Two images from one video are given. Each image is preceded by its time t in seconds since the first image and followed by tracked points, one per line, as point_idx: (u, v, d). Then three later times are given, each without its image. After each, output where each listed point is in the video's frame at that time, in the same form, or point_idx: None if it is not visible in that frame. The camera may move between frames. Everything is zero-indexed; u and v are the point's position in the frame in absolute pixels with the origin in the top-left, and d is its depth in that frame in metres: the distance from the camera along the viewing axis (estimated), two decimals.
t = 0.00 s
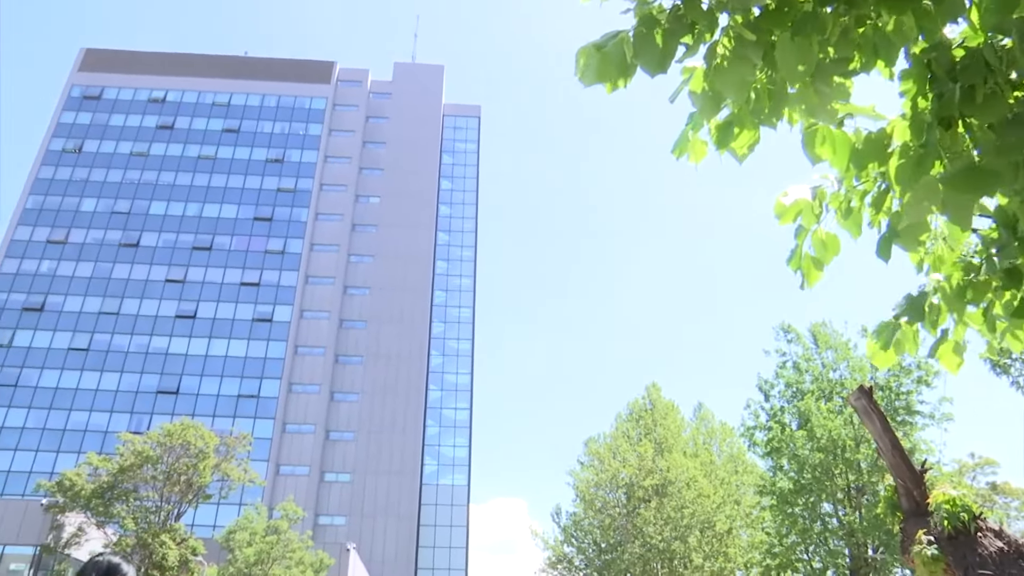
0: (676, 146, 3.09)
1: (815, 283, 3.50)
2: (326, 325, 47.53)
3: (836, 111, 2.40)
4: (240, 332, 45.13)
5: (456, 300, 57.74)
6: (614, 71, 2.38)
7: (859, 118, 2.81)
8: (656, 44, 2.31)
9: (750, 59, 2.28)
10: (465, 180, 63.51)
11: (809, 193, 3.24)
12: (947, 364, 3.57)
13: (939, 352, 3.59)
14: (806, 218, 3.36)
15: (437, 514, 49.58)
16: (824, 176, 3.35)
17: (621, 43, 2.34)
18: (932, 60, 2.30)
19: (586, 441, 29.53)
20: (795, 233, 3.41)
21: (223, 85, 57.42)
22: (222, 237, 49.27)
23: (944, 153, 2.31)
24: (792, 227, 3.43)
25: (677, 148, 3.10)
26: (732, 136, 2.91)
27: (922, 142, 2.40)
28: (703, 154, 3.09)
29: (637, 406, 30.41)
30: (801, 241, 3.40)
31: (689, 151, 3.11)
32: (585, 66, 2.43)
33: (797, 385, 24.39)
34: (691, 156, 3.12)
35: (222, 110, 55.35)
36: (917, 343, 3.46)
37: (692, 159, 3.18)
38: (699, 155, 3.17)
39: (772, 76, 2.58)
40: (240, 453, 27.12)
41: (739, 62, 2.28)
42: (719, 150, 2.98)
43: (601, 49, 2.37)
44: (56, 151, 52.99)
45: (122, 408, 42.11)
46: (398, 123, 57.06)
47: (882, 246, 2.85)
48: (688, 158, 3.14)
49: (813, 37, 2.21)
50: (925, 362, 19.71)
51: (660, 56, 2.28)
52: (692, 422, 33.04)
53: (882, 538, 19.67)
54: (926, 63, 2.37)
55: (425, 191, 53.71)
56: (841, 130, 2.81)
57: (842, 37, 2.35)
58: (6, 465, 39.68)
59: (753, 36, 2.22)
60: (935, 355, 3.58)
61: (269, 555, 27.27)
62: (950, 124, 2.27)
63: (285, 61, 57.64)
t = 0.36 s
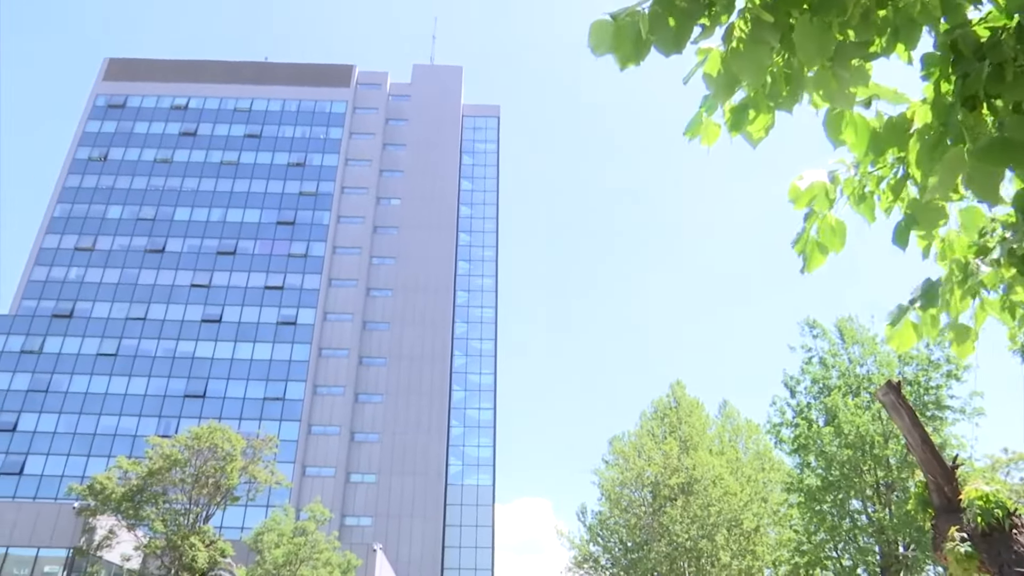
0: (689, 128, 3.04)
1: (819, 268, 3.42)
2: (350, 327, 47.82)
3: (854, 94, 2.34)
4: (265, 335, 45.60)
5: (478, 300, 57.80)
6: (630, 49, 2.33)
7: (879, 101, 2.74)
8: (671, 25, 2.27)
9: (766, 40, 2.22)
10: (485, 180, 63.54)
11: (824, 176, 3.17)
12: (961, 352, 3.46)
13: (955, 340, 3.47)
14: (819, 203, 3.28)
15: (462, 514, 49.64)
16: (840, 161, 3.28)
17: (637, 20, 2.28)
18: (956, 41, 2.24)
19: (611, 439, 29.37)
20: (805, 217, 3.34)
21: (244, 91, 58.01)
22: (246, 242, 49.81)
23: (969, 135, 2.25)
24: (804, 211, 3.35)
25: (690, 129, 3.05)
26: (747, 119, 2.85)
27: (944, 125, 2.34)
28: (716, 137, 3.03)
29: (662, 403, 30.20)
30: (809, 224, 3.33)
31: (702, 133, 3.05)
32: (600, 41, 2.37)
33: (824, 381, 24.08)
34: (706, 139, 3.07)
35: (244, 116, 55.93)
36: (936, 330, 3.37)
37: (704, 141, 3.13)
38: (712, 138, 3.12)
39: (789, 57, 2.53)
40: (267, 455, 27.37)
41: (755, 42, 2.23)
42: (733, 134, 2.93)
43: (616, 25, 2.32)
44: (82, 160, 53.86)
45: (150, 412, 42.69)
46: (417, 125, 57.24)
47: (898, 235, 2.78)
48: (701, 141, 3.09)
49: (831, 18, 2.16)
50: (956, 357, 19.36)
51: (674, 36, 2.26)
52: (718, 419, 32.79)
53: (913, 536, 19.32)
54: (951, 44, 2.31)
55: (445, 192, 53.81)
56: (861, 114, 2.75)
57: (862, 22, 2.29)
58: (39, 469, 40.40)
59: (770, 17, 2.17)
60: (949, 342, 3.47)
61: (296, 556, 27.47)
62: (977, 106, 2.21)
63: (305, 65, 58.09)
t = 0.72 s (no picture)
0: (708, 128, 3.04)
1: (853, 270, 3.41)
2: (368, 329, 48.04)
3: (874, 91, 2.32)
4: (284, 338, 45.95)
5: (496, 300, 57.83)
6: (646, 51, 2.32)
7: (899, 98, 2.72)
8: (689, 23, 2.24)
9: (784, 39, 2.20)
10: (501, 180, 63.55)
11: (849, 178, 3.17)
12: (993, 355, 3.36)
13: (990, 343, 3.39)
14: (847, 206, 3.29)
15: (483, 514, 49.68)
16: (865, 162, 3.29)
17: (652, 22, 2.27)
18: (972, 35, 2.23)
19: (630, 438, 29.27)
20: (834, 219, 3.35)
21: (261, 95, 58.47)
22: (264, 245, 50.22)
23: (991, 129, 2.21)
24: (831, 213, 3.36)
25: (709, 130, 3.06)
26: (766, 120, 2.86)
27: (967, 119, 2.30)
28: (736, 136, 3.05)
29: (681, 402, 30.05)
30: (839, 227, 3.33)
31: (721, 133, 3.07)
32: (615, 47, 2.37)
33: (845, 377, 23.81)
34: (724, 138, 3.08)
35: (261, 120, 56.40)
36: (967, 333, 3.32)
37: (724, 141, 3.14)
38: (732, 136, 3.14)
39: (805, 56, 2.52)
40: (288, 456, 27.58)
41: (774, 42, 2.22)
42: (752, 133, 2.94)
43: (631, 30, 2.31)
44: (102, 166, 54.55)
45: (172, 415, 43.16)
46: (433, 126, 57.33)
47: (923, 232, 2.74)
48: (720, 140, 3.11)
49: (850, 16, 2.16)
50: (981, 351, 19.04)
51: (693, 35, 2.22)
52: (738, 417, 32.60)
53: (939, 533, 19.02)
54: (968, 37, 2.29)
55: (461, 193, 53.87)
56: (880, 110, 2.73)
57: (880, 15, 2.26)
58: (64, 472, 40.96)
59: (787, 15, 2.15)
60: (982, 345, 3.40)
61: (318, 556, 27.65)
62: (996, 101, 2.18)
63: (321, 69, 58.44)
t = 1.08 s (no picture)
0: (733, 133, 3.14)
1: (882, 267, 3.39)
2: (390, 330, 48.23)
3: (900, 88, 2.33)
4: (307, 340, 46.34)
5: (516, 299, 57.83)
6: (668, 60, 2.36)
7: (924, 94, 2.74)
8: (709, 31, 2.33)
9: (806, 39, 2.21)
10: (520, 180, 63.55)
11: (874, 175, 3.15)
12: None
13: None
14: (871, 202, 3.28)
15: (507, 514, 49.66)
16: (890, 158, 3.26)
17: (674, 30, 2.31)
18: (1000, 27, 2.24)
19: (654, 437, 29.10)
20: (860, 217, 3.38)
21: (281, 100, 59.03)
22: (286, 248, 50.67)
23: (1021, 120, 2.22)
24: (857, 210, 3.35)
25: (735, 135, 3.14)
26: (791, 122, 2.90)
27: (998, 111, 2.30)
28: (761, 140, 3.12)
29: (704, 399, 29.83)
30: (865, 224, 3.36)
31: (747, 137, 3.15)
32: (637, 57, 2.41)
33: (871, 373, 23.49)
34: (750, 144, 3.16)
35: (281, 125, 56.96)
36: (1003, 325, 3.21)
37: (750, 145, 3.20)
38: (757, 141, 3.21)
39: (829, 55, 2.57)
40: (312, 458, 27.78)
41: (797, 42, 2.22)
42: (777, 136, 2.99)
43: (653, 38, 2.35)
44: (126, 173, 55.41)
45: (198, 418, 43.67)
46: (451, 127, 57.46)
47: (950, 228, 2.71)
48: (745, 145, 3.19)
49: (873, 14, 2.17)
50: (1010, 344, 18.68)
51: (715, 41, 2.33)
52: (762, 414, 32.30)
53: (971, 531, 18.65)
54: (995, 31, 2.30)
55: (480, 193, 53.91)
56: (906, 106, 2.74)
57: (902, 12, 2.29)
58: (93, 476, 41.61)
59: (809, 16, 2.17)
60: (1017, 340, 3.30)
61: (344, 557, 27.81)
62: None
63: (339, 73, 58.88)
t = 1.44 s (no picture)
0: (760, 132, 3.10)
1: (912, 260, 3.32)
2: (411, 331, 48.37)
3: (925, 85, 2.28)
4: (329, 342, 46.67)
5: (537, 298, 57.77)
6: (690, 63, 2.32)
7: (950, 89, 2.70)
8: (734, 33, 2.31)
9: (828, 37, 2.19)
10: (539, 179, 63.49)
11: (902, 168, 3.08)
12: None
13: None
14: (899, 196, 3.21)
15: (530, 514, 49.59)
16: (917, 151, 3.18)
17: (696, 33, 2.28)
18: None
19: (677, 435, 28.92)
20: (889, 210, 3.30)
21: (300, 104, 59.51)
22: (307, 251, 51.07)
23: None
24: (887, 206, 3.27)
25: (762, 134, 3.11)
26: (817, 119, 2.85)
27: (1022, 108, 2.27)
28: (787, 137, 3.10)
29: (728, 396, 29.59)
30: (895, 217, 3.28)
31: (774, 135, 3.11)
32: (660, 60, 2.37)
33: (897, 368, 23.17)
34: (778, 140, 3.12)
35: (300, 129, 57.42)
36: None
37: (776, 143, 3.17)
38: (784, 139, 3.18)
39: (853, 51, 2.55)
40: (337, 460, 27.99)
41: (817, 41, 2.21)
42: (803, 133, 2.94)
43: (676, 41, 2.31)
44: (149, 180, 56.20)
45: (223, 421, 44.16)
46: (469, 128, 57.52)
47: (982, 219, 2.64)
48: (773, 143, 3.16)
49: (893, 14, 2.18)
50: None
51: (738, 43, 2.30)
52: (787, 411, 31.97)
53: (1003, 528, 18.25)
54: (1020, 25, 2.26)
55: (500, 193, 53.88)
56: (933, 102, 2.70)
57: (926, 9, 2.23)
58: (121, 479, 42.22)
59: (832, 15, 2.14)
60: None
61: (369, 558, 27.95)
62: None
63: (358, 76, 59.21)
